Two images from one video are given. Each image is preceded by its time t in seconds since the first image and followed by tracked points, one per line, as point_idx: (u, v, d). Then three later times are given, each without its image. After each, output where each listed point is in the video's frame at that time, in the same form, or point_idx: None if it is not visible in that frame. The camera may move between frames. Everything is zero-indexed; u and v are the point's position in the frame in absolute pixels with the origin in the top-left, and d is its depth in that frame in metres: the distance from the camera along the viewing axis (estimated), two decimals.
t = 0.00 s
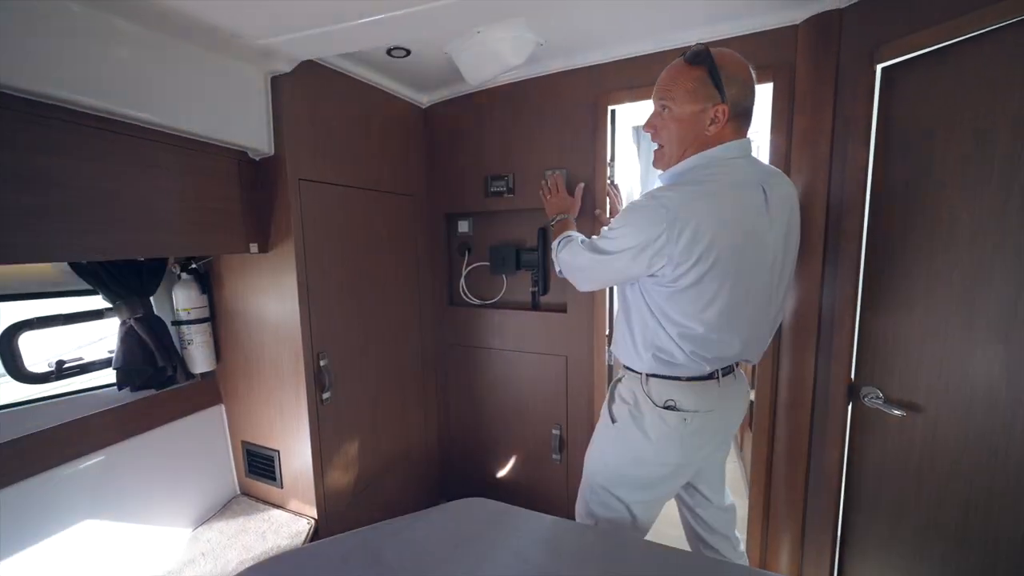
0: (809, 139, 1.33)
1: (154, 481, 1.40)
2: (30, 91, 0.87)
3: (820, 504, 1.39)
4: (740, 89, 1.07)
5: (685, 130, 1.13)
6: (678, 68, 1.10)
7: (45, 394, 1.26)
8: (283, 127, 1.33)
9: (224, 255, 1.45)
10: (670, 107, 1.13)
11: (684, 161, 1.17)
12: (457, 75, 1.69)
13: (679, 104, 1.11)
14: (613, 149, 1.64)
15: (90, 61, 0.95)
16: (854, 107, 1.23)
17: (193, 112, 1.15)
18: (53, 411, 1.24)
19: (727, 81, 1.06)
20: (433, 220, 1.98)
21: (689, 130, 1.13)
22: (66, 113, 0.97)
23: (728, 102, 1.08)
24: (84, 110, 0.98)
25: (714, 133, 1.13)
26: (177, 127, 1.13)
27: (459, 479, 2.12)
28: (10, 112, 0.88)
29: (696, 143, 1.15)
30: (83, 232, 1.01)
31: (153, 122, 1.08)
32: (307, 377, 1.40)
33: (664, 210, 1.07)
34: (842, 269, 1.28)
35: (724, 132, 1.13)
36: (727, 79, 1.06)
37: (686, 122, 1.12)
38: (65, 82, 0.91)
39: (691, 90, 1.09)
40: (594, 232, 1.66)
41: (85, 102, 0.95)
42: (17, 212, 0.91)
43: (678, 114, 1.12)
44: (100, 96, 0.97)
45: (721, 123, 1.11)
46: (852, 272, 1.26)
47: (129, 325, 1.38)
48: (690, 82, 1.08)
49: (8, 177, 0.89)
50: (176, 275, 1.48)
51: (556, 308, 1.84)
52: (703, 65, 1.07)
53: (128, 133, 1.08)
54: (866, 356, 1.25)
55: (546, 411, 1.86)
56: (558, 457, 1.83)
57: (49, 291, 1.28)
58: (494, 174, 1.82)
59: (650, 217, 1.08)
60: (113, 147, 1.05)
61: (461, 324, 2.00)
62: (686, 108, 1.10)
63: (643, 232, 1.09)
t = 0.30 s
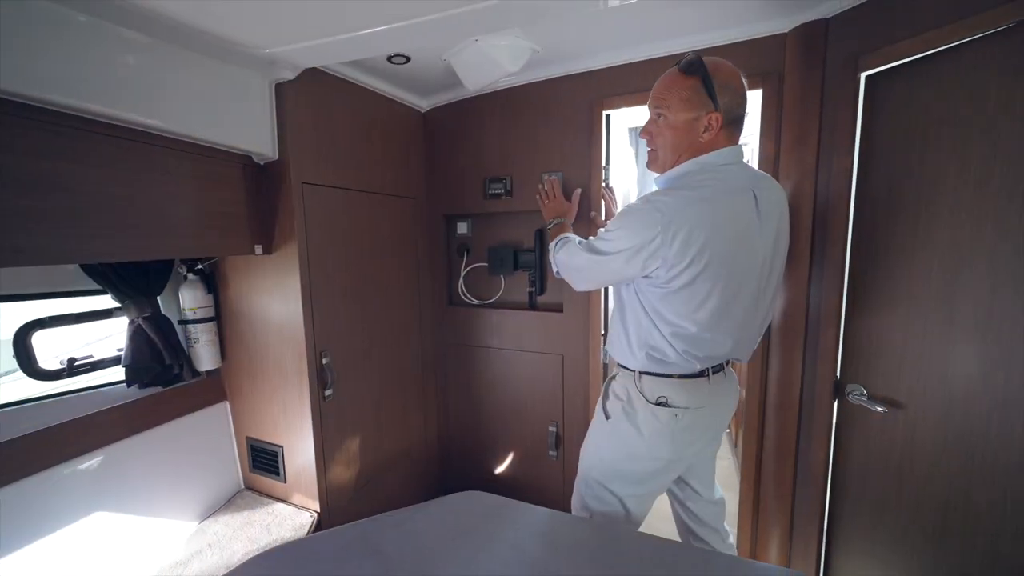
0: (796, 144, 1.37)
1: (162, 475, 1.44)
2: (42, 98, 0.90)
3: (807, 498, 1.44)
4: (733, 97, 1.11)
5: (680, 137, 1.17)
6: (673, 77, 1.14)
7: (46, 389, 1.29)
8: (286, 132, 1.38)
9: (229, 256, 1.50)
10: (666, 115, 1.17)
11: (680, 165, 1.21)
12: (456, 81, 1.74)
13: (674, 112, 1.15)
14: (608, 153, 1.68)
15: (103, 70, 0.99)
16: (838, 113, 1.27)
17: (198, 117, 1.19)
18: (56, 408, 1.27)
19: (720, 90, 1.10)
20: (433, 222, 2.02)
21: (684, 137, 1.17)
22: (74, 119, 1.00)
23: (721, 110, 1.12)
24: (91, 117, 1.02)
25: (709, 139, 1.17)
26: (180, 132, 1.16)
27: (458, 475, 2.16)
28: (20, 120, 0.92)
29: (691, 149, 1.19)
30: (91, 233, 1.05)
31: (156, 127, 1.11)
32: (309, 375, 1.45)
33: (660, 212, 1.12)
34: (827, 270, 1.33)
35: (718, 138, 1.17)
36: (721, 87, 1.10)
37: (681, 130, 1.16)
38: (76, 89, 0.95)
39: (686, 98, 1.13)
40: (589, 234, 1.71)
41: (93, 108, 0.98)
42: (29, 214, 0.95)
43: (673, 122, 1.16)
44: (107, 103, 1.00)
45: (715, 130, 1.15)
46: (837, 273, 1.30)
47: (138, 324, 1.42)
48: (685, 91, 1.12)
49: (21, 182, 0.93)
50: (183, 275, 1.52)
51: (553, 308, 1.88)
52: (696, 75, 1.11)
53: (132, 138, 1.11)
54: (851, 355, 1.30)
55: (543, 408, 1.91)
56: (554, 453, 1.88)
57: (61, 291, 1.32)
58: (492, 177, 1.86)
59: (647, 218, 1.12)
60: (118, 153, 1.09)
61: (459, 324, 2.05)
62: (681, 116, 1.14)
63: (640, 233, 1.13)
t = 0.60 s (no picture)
0: (783, 148, 1.41)
1: (170, 468, 1.49)
2: (53, 106, 0.95)
3: (793, 490, 1.49)
4: (716, 104, 1.17)
5: (667, 143, 1.22)
6: (658, 87, 1.19)
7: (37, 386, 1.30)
8: (290, 137, 1.43)
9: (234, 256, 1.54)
10: (653, 123, 1.22)
11: (668, 170, 1.25)
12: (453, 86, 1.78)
13: (660, 119, 1.20)
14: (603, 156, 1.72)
15: (111, 79, 1.04)
16: (823, 119, 1.32)
17: (201, 123, 1.24)
18: (53, 405, 1.29)
19: (704, 98, 1.15)
20: (431, 223, 2.07)
21: (672, 143, 1.22)
22: (83, 126, 1.04)
23: (706, 117, 1.17)
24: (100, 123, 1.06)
25: (694, 146, 1.22)
26: (183, 137, 1.21)
27: (457, 470, 2.21)
28: (35, 126, 0.97)
29: (679, 155, 1.24)
30: (108, 236, 1.11)
31: (160, 133, 1.16)
32: (312, 371, 1.49)
33: (648, 215, 1.16)
34: (812, 271, 1.37)
35: (703, 144, 1.22)
36: (704, 95, 1.15)
37: (668, 136, 1.21)
38: (85, 97, 0.99)
39: (671, 106, 1.18)
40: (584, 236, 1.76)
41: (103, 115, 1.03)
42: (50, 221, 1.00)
43: (660, 129, 1.21)
44: (115, 109, 1.05)
45: (700, 136, 1.20)
46: (821, 273, 1.35)
47: (146, 322, 1.47)
48: (670, 99, 1.17)
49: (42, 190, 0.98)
50: (188, 275, 1.57)
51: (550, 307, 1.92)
52: (680, 84, 1.16)
53: (139, 143, 1.15)
54: (835, 352, 1.35)
55: (539, 405, 1.95)
56: (550, 449, 1.92)
57: (72, 290, 1.37)
58: (490, 180, 1.90)
59: (635, 221, 1.17)
60: (127, 157, 1.13)
61: (457, 322, 2.09)
62: (667, 123, 1.19)
63: (629, 236, 1.18)
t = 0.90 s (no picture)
0: (771, 150, 1.45)
1: (176, 462, 1.54)
2: (52, 108, 0.98)
3: (782, 483, 1.53)
4: (703, 104, 1.22)
5: (663, 149, 1.26)
6: (645, 98, 1.24)
7: (29, 383, 1.30)
8: (293, 139, 1.47)
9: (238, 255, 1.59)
10: (646, 132, 1.26)
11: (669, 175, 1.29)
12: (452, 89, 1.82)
13: (653, 128, 1.24)
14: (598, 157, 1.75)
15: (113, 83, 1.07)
16: (809, 122, 1.36)
17: (201, 125, 1.27)
18: (49, 402, 1.31)
19: (690, 100, 1.20)
20: (431, 223, 2.11)
21: (667, 148, 1.26)
22: (85, 129, 1.08)
23: (696, 118, 1.21)
24: (100, 126, 1.09)
25: (688, 146, 1.25)
26: (185, 139, 1.24)
27: (456, 465, 2.25)
28: (50, 130, 1.02)
29: (676, 157, 1.27)
30: (118, 235, 1.15)
31: (161, 135, 1.19)
32: (313, 367, 1.53)
33: (660, 218, 1.19)
34: (799, 269, 1.41)
35: (697, 144, 1.26)
36: (689, 98, 1.20)
37: (663, 141, 1.25)
38: (85, 100, 1.02)
39: (661, 113, 1.22)
40: (579, 235, 1.80)
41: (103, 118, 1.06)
42: (58, 222, 1.04)
43: (654, 136, 1.25)
44: (115, 112, 1.08)
45: (694, 137, 1.24)
46: (808, 272, 1.39)
47: (152, 319, 1.51)
48: (658, 107, 1.21)
49: (48, 191, 1.02)
50: (193, 274, 1.61)
51: (547, 306, 1.96)
52: (666, 91, 1.21)
53: (142, 145, 1.19)
54: (821, 348, 1.39)
55: (536, 401, 1.99)
56: (547, 444, 1.96)
57: (80, 287, 1.41)
58: (487, 180, 1.94)
59: (646, 226, 1.19)
60: (128, 159, 1.16)
61: (456, 320, 2.13)
62: (659, 130, 1.23)
63: (641, 240, 1.20)
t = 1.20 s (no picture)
0: (761, 150, 1.48)
1: (181, 454, 1.58)
2: (63, 110, 1.01)
3: (771, 475, 1.57)
4: (683, 101, 1.23)
5: (654, 149, 1.27)
6: (626, 103, 1.26)
7: (25, 381, 1.30)
8: (295, 139, 1.51)
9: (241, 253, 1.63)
10: (634, 135, 1.27)
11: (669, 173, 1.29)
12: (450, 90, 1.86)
13: (639, 130, 1.25)
14: (593, 158, 1.80)
15: (116, 85, 1.10)
16: (797, 123, 1.39)
17: (200, 124, 1.29)
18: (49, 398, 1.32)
19: (669, 99, 1.22)
20: (430, 222, 2.14)
21: (657, 147, 1.27)
22: (90, 129, 1.11)
23: (679, 114, 1.23)
24: (102, 125, 1.11)
25: (676, 142, 1.27)
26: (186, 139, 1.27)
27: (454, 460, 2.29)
28: (65, 134, 1.06)
29: (667, 155, 1.28)
30: (126, 233, 1.19)
31: (161, 134, 1.21)
32: (316, 363, 1.57)
33: (713, 209, 1.15)
34: (788, 266, 1.45)
35: (685, 139, 1.27)
36: (669, 97, 1.22)
37: (652, 141, 1.26)
38: (95, 102, 1.06)
39: (645, 115, 1.23)
40: (575, 233, 1.83)
41: (105, 118, 1.08)
42: (71, 221, 1.08)
43: (642, 138, 1.26)
44: (118, 112, 1.10)
45: (680, 132, 1.25)
46: (797, 269, 1.42)
47: (158, 316, 1.55)
48: (641, 109, 1.23)
49: (58, 191, 1.06)
50: (197, 271, 1.65)
51: (544, 303, 2.00)
52: (646, 94, 1.22)
53: (140, 144, 1.21)
54: (809, 343, 1.43)
55: (533, 397, 2.03)
56: (544, 439, 2.00)
57: (87, 284, 1.44)
58: (485, 180, 1.98)
59: (701, 221, 1.13)
60: (128, 157, 1.18)
61: (455, 317, 2.17)
62: (646, 130, 1.24)
63: (706, 237, 1.12)
